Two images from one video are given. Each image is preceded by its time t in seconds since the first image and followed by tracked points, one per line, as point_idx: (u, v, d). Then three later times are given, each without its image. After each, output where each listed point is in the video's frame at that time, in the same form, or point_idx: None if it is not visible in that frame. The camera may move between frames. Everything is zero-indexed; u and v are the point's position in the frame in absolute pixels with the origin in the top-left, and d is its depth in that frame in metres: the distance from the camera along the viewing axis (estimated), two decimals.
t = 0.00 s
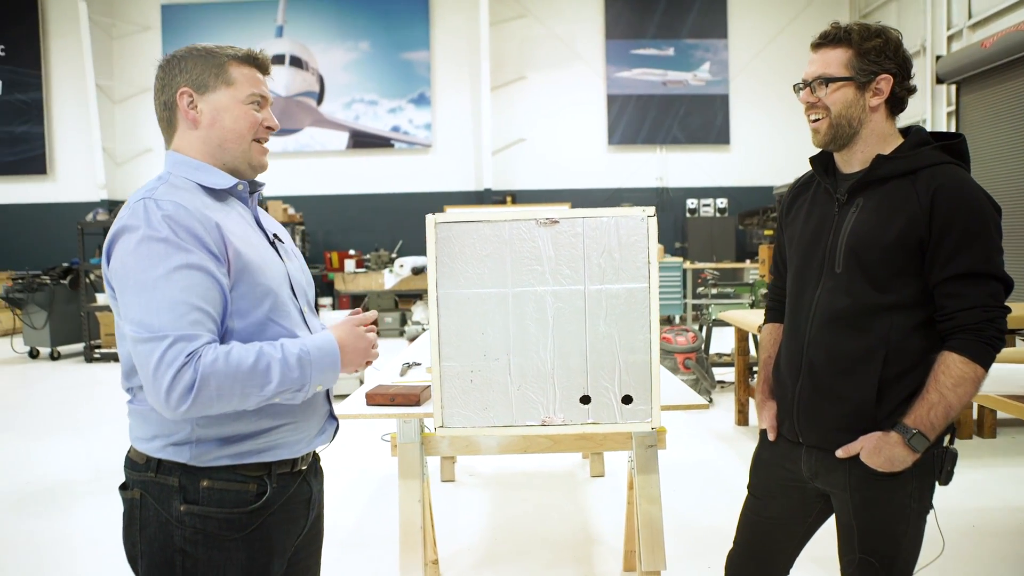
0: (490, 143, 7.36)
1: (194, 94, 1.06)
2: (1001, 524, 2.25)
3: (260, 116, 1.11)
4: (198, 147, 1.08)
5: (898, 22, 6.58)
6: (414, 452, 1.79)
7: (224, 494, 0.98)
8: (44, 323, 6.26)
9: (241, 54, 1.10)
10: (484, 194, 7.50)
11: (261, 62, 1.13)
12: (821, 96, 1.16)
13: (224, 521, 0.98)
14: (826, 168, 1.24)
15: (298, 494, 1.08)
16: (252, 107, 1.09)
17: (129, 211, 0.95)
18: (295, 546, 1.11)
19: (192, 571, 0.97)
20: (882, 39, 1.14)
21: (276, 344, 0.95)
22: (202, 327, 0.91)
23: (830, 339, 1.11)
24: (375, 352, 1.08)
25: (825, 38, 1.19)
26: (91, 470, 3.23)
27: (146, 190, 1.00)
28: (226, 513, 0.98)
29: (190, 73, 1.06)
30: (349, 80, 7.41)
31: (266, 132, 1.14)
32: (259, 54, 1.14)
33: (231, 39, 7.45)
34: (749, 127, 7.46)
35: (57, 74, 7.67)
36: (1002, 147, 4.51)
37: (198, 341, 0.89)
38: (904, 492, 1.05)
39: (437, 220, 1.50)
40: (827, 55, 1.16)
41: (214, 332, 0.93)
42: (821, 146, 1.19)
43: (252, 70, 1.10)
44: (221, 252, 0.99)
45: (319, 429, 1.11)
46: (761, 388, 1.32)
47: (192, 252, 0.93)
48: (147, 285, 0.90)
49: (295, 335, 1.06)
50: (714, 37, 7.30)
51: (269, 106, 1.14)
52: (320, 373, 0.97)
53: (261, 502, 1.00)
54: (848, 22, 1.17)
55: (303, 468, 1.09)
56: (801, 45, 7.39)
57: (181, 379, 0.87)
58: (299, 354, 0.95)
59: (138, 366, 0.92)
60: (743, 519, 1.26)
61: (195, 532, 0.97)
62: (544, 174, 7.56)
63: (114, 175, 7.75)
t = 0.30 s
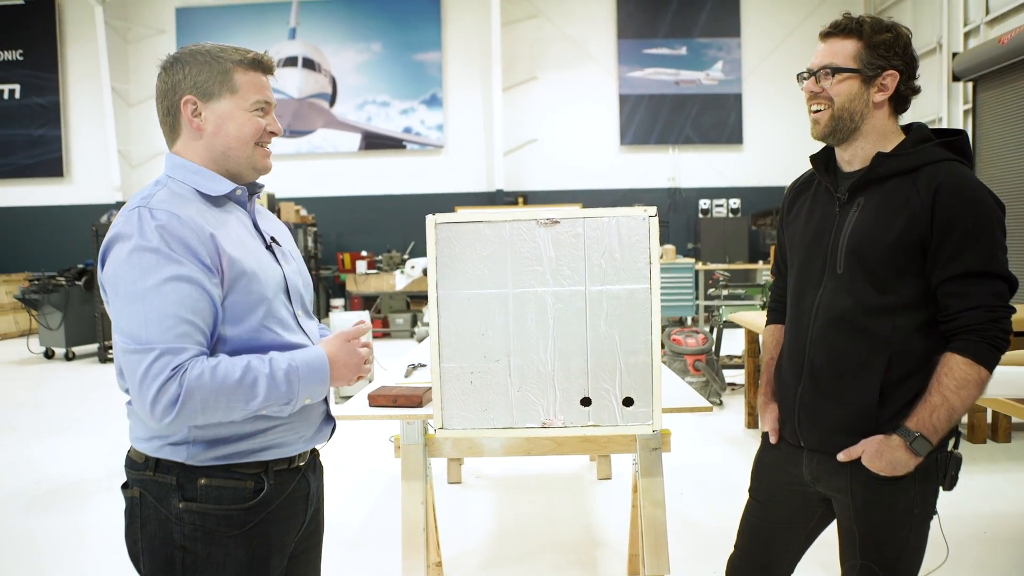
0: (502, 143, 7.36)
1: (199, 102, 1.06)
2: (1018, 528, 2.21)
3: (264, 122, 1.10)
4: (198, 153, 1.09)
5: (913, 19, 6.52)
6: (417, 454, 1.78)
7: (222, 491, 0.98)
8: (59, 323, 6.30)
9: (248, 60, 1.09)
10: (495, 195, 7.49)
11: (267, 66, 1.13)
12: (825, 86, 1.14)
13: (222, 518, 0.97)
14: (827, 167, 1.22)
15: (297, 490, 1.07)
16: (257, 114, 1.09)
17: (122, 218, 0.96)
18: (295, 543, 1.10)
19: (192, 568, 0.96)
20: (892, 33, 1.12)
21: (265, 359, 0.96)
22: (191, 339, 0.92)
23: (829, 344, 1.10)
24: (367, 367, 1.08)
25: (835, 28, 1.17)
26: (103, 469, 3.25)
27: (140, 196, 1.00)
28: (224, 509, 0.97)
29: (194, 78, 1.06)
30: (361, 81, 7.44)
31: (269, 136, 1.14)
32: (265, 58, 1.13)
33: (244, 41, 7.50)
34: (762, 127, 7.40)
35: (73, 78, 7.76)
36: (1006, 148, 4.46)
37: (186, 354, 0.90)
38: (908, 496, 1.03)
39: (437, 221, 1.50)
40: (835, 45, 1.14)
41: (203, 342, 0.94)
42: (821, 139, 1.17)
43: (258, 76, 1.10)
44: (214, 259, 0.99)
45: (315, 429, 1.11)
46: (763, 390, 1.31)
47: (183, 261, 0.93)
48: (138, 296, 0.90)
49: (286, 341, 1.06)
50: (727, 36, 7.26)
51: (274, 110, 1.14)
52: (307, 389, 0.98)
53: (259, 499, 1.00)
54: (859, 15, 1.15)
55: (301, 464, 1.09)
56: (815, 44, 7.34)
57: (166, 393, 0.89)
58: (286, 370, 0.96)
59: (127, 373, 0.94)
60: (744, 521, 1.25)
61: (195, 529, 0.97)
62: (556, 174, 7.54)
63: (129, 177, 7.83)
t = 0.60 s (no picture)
0: (510, 147, 7.37)
1: (184, 106, 1.07)
2: None
3: (251, 118, 1.11)
4: (191, 156, 1.10)
5: (924, 24, 6.49)
6: (415, 456, 1.77)
7: (217, 489, 0.98)
8: (69, 322, 6.31)
9: (229, 58, 1.09)
10: (503, 198, 7.50)
11: (249, 61, 1.13)
12: (827, 96, 1.13)
13: (215, 515, 0.98)
14: (828, 173, 1.21)
15: (289, 488, 1.08)
16: (243, 111, 1.10)
17: (129, 212, 0.96)
18: (287, 540, 1.11)
19: (186, 564, 0.97)
20: (894, 41, 1.11)
21: (272, 348, 0.95)
22: (200, 328, 0.91)
23: (828, 348, 1.09)
24: (368, 363, 1.08)
25: (836, 36, 1.16)
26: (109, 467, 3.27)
27: (144, 192, 1.00)
28: (217, 507, 0.97)
29: (176, 83, 1.07)
30: (370, 83, 7.47)
31: (259, 133, 1.14)
32: (246, 54, 1.14)
33: (254, 43, 7.54)
34: (772, 132, 7.37)
35: (85, 79, 7.83)
36: (1012, 155, 4.46)
37: (197, 342, 0.90)
38: (898, 505, 1.02)
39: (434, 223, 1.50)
40: (836, 54, 1.13)
41: (212, 332, 0.94)
42: (822, 148, 1.16)
43: (241, 73, 1.10)
44: (219, 253, 0.99)
45: (309, 428, 1.11)
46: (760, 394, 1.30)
47: (191, 253, 0.93)
48: (148, 287, 0.90)
49: (289, 336, 1.06)
50: (737, 41, 7.25)
51: (262, 106, 1.14)
52: (313, 379, 0.97)
53: (253, 496, 1.00)
54: (860, 21, 1.14)
55: (294, 463, 1.09)
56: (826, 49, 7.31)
57: (180, 379, 0.88)
58: (293, 359, 0.95)
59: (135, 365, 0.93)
60: (739, 523, 1.24)
61: (188, 526, 0.97)
62: (565, 178, 7.54)
63: (139, 177, 7.89)
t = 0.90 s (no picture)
0: (515, 144, 7.36)
1: (180, 106, 1.07)
2: None
3: (247, 121, 1.10)
4: (186, 155, 1.10)
5: (931, 18, 6.45)
6: (414, 455, 1.72)
7: (200, 488, 0.98)
8: (76, 323, 6.31)
9: (226, 59, 1.09)
10: (509, 195, 7.49)
11: (248, 63, 1.12)
12: (819, 92, 1.12)
13: (198, 515, 0.98)
14: (821, 166, 1.20)
15: (275, 490, 1.08)
16: (239, 112, 1.09)
17: (118, 206, 0.96)
18: (274, 541, 1.11)
19: (168, 564, 0.98)
20: (887, 35, 1.10)
21: (255, 342, 0.95)
22: (182, 321, 0.91)
23: (818, 341, 1.08)
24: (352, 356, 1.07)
25: (827, 31, 1.15)
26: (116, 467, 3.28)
27: (134, 188, 1.01)
28: (201, 507, 0.98)
29: (173, 83, 1.07)
30: (375, 82, 7.47)
31: (256, 135, 1.14)
32: (246, 56, 1.13)
33: (258, 43, 7.55)
34: (778, 127, 7.33)
35: (91, 80, 7.86)
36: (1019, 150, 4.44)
37: (178, 334, 0.90)
38: (890, 501, 1.02)
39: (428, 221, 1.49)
40: (828, 48, 1.12)
41: (195, 326, 0.94)
42: (816, 143, 1.15)
43: (239, 75, 1.10)
44: (207, 248, 0.99)
45: (296, 428, 1.12)
46: (753, 390, 1.29)
47: (176, 247, 0.93)
48: (131, 278, 0.91)
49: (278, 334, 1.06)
50: (742, 36, 7.22)
51: (260, 108, 1.14)
52: (297, 372, 0.97)
53: (237, 496, 1.01)
54: (852, 15, 1.13)
55: (280, 464, 1.10)
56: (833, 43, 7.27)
57: (157, 370, 0.88)
58: (276, 353, 0.95)
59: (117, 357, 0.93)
60: (731, 521, 1.24)
61: (171, 525, 0.98)
62: (570, 175, 7.52)
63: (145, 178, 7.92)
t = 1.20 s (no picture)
0: (521, 143, 7.35)
1: (182, 105, 1.07)
2: None
3: (246, 122, 1.11)
4: (185, 154, 1.10)
5: (940, 13, 6.40)
6: (417, 453, 1.72)
7: (198, 487, 0.99)
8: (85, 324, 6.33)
9: (229, 60, 1.10)
10: (515, 195, 7.49)
11: (248, 66, 1.13)
12: (810, 89, 1.11)
13: (196, 514, 0.99)
14: (813, 163, 1.20)
15: (272, 490, 1.08)
16: (239, 114, 1.10)
17: (109, 209, 0.97)
18: (272, 541, 1.12)
19: (166, 564, 0.98)
20: (876, 30, 1.10)
21: (243, 342, 0.95)
22: (169, 323, 0.92)
23: (811, 340, 1.08)
24: (357, 340, 1.05)
25: (817, 27, 1.14)
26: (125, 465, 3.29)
27: (128, 190, 1.02)
28: (198, 507, 0.99)
29: (174, 83, 1.07)
30: (381, 82, 7.48)
31: (255, 136, 1.14)
32: (247, 58, 1.14)
33: (264, 43, 7.57)
34: (785, 124, 7.29)
35: (99, 82, 7.91)
36: None
37: (164, 337, 0.90)
38: (885, 499, 1.01)
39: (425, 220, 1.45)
40: (817, 46, 1.11)
41: (184, 328, 0.94)
42: (806, 139, 1.15)
43: (241, 76, 1.10)
44: (199, 251, 1.00)
45: (293, 429, 1.12)
46: (751, 389, 1.29)
47: (166, 250, 0.94)
48: (120, 282, 0.91)
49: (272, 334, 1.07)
50: (748, 33, 7.19)
51: (258, 110, 1.14)
52: (288, 372, 0.96)
53: (234, 496, 1.02)
54: (841, 11, 1.12)
55: (278, 464, 1.10)
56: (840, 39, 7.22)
57: (139, 374, 0.88)
58: (264, 354, 0.94)
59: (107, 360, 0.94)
60: (730, 520, 1.24)
61: (169, 525, 0.98)
62: (576, 174, 7.51)
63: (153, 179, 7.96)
